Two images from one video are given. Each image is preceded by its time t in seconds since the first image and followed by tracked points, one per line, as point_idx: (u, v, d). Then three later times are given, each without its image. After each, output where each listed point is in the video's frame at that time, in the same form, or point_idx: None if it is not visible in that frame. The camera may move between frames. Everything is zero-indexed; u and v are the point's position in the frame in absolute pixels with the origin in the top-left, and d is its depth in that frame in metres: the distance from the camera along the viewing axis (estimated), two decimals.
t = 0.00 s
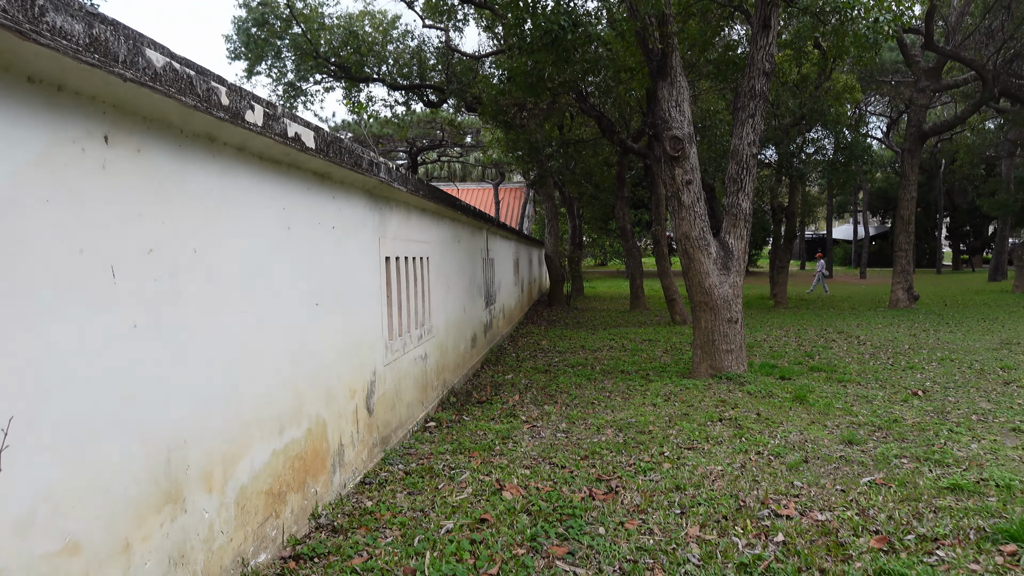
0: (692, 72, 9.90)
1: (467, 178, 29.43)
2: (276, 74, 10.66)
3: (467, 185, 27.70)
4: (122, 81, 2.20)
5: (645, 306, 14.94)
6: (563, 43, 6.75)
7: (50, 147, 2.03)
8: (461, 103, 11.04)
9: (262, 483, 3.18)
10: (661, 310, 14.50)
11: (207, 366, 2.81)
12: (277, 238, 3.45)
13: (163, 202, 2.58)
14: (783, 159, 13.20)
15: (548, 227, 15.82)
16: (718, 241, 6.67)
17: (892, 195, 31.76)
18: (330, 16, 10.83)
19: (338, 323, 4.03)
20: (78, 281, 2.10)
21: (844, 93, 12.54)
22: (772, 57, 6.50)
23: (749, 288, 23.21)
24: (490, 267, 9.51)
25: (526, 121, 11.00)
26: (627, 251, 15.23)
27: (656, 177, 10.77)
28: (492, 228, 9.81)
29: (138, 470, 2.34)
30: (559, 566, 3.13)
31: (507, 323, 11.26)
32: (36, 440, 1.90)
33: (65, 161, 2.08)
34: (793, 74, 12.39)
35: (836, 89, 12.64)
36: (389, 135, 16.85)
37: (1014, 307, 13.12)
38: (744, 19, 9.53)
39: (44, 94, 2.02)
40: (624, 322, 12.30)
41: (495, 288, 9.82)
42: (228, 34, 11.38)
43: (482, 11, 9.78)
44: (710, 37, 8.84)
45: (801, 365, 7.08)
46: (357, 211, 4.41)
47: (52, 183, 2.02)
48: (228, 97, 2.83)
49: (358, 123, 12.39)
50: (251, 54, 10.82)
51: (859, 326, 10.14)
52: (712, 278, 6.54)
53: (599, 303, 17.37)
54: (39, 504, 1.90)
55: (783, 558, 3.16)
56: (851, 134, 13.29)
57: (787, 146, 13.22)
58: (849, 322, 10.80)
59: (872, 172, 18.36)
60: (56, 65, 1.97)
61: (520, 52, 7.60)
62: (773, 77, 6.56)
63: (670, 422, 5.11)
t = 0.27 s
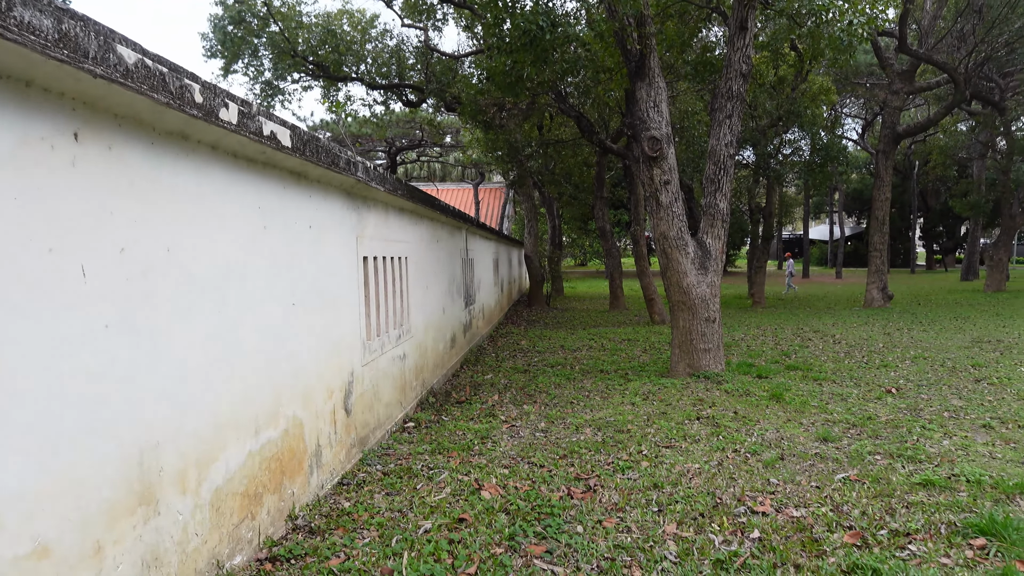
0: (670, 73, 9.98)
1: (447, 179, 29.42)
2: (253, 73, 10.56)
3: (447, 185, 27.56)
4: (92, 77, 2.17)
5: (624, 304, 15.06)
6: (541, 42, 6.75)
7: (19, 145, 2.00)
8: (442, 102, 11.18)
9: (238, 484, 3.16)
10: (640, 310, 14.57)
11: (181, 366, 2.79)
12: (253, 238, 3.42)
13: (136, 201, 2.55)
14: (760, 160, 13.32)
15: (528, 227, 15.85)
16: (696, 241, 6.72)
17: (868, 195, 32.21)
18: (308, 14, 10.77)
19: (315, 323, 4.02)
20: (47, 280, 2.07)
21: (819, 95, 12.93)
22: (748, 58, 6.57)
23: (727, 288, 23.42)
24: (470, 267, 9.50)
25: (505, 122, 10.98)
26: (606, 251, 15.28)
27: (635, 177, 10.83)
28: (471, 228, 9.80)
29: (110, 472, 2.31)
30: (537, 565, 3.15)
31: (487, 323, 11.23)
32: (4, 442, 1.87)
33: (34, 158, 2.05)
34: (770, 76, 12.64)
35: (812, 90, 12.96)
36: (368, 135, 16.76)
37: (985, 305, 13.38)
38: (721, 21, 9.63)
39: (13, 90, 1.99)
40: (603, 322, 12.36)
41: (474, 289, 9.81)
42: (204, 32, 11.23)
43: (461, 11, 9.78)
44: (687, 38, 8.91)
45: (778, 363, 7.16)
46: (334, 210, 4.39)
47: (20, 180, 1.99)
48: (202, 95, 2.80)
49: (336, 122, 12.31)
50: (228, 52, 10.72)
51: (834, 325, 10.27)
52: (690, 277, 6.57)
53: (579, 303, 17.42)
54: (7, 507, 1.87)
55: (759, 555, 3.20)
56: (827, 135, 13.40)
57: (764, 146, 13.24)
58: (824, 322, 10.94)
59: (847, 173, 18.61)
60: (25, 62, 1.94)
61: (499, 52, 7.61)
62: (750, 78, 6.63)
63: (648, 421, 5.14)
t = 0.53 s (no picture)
0: (650, 72, 10.02)
1: (427, 178, 29.34)
2: (230, 70, 10.42)
3: (427, 184, 27.44)
4: (64, 72, 2.13)
5: (604, 303, 15.13)
6: (521, 41, 6.70)
7: None
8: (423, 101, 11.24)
9: (214, 485, 3.13)
10: (621, 309, 14.63)
11: (156, 366, 2.75)
12: (229, 236, 3.39)
13: (109, 198, 2.51)
14: (739, 160, 13.43)
15: (509, 226, 15.80)
16: (675, 240, 6.76)
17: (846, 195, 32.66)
18: (287, 11, 10.66)
19: (294, 322, 4.00)
20: (16, 278, 2.03)
21: (796, 96, 13.09)
22: (727, 59, 6.62)
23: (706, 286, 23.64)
24: (450, 266, 9.48)
25: (486, 121, 10.91)
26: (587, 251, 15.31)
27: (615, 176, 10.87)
28: (452, 227, 9.78)
29: (83, 474, 2.27)
30: (517, 564, 3.15)
31: (467, 323, 11.21)
32: None
33: (3, 154, 2.00)
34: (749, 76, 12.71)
35: (790, 91, 13.04)
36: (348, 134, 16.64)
37: (958, 303, 13.64)
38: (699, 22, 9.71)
39: None
40: (584, 321, 12.41)
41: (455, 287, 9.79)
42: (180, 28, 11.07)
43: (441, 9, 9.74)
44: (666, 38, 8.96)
45: (756, 361, 7.24)
46: (313, 209, 4.36)
47: None
48: (177, 91, 2.76)
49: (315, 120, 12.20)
50: (205, 49, 10.57)
51: (811, 324, 10.40)
52: (669, 276, 6.61)
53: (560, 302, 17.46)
54: None
55: (736, 551, 3.23)
56: (804, 135, 13.55)
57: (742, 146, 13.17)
58: (802, 320, 11.07)
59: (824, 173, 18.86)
60: None
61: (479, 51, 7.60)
62: (728, 79, 6.68)
63: (627, 419, 5.17)
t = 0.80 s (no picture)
0: (630, 73, 10.09)
1: (408, 178, 29.27)
2: (208, 67, 10.30)
3: (408, 184, 27.31)
4: (36, 68, 2.08)
5: (585, 303, 15.17)
6: (502, 41, 6.70)
7: None
8: (402, 99, 11.11)
9: (191, 486, 3.09)
10: (601, 310, 14.68)
11: (132, 366, 2.71)
12: (206, 235, 3.35)
13: (83, 196, 2.47)
14: (719, 162, 13.54)
15: (489, 225, 15.75)
16: (655, 241, 6.79)
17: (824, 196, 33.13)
18: (266, 9, 10.58)
19: (272, 322, 3.96)
20: None
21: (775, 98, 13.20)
22: (706, 61, 6.67)
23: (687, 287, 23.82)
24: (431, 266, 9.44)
25: (467, 121, 10.89)
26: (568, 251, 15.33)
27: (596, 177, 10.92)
28: (433, 227, 9.75)
29: (56, 476, 2.23)
30: (496, 563, 3.16)
31: (448, 323, 11.18)
32: None
33: None
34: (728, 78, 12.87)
35: (768, 94, 13.25)
36: (328, 133, 16.54)
37: (932, 303, 13.89)
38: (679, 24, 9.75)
39: None
40: (565, 321, 12.44)
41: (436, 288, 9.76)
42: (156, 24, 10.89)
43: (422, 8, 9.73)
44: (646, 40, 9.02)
45: (735, 361, 7.30)
46: (291, 208, 4.32)
47: None
48: (152, 88, 2.72)
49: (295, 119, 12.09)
50: (181, 45, 10.40)
51: (789, 324, 10.52)
52: (649, 277, 6.64)
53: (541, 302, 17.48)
54: None
55: (713, 548, 3.26)
56: (782, 137, 13.71)
57: (722, 147, 13.39)
58: (780, 320, 11.19)
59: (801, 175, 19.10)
60: None
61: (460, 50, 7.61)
62: (707, 80, 6.73)
63: (607, 419, 5.20)
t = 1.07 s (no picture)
0: (613, 75, 10.15)
1: (390, 178, 29.19)
2: (186, 64, 10.18)
3: (390, 184, 27.20)
4: (10, 65, 2.04)
5: (568, 304, 15.20)
6: (484, 42, 6.71)
7: None
8: (384, 99, 11.11)
9: (169, 488, 3.04)
10: (583, 310, 14.72)
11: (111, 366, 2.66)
12: (184, 235, 3.30)
13: (60, 194, 2.42)
14: (700, 163, 13.64)
15: (472, 226, 15.75)
16: (636, 241, 6.81)
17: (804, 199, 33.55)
18: (246, 6, 10.51)
19: (251, 322, 3.92)
20: None
21: (754, 101, 13.27)
22: (687, 63, 6.72)
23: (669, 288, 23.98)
24: (413, 267, 9.41)
25: (449, 121, 10.86)
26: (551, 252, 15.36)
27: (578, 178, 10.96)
28: (415, 227, 9.71)
29: (31, 478, 2.18)
30: (478, 564, 3.15)
31: (430, 324, 11.14)
32: None
33: None
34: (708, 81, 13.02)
35: (748, 96, 13.31)
36: (309, 132, 16.44)
37: (909, 304, 14.11)
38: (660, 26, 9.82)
39: None
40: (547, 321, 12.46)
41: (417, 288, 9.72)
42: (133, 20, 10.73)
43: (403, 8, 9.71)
44: (628, 42, 9.08)
45: (716, 361, 7.36)
46: (271, 207, 4.28)
47: None
48: (130, 86, 2.68)
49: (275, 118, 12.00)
50: (159, 42, 10.26)
51: (769, 324, 10.63)
52: (631, 277, 6.65)
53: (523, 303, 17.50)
54: None
55: (693, 547, 3.28)
56: (763, 140, 13.85)
57: (703, 149, 13.52)
58: (760, 321, 11.30)
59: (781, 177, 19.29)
60: None
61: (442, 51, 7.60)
62: (688, 83, 6.78)
63: (589, 419, 5.21)
